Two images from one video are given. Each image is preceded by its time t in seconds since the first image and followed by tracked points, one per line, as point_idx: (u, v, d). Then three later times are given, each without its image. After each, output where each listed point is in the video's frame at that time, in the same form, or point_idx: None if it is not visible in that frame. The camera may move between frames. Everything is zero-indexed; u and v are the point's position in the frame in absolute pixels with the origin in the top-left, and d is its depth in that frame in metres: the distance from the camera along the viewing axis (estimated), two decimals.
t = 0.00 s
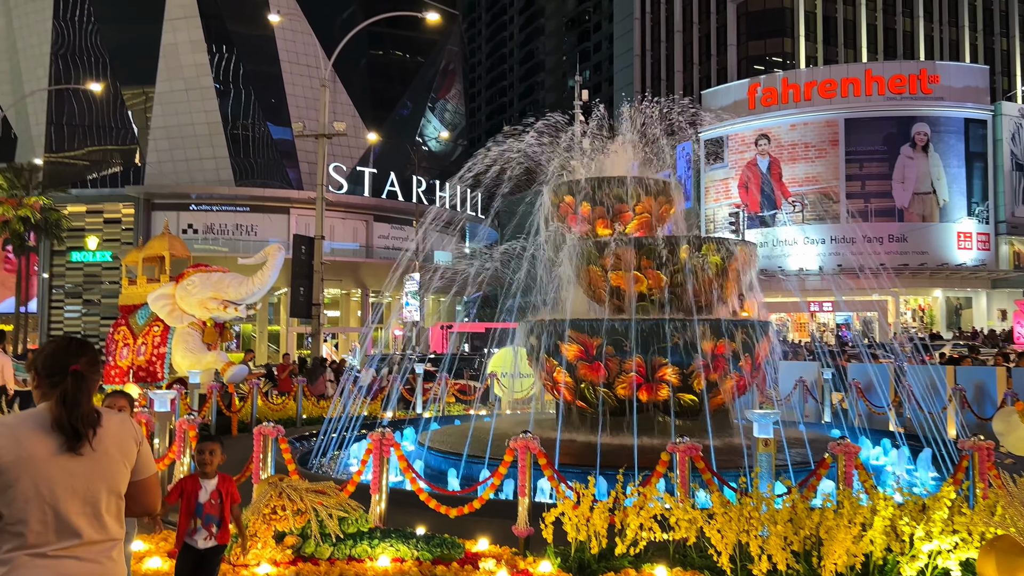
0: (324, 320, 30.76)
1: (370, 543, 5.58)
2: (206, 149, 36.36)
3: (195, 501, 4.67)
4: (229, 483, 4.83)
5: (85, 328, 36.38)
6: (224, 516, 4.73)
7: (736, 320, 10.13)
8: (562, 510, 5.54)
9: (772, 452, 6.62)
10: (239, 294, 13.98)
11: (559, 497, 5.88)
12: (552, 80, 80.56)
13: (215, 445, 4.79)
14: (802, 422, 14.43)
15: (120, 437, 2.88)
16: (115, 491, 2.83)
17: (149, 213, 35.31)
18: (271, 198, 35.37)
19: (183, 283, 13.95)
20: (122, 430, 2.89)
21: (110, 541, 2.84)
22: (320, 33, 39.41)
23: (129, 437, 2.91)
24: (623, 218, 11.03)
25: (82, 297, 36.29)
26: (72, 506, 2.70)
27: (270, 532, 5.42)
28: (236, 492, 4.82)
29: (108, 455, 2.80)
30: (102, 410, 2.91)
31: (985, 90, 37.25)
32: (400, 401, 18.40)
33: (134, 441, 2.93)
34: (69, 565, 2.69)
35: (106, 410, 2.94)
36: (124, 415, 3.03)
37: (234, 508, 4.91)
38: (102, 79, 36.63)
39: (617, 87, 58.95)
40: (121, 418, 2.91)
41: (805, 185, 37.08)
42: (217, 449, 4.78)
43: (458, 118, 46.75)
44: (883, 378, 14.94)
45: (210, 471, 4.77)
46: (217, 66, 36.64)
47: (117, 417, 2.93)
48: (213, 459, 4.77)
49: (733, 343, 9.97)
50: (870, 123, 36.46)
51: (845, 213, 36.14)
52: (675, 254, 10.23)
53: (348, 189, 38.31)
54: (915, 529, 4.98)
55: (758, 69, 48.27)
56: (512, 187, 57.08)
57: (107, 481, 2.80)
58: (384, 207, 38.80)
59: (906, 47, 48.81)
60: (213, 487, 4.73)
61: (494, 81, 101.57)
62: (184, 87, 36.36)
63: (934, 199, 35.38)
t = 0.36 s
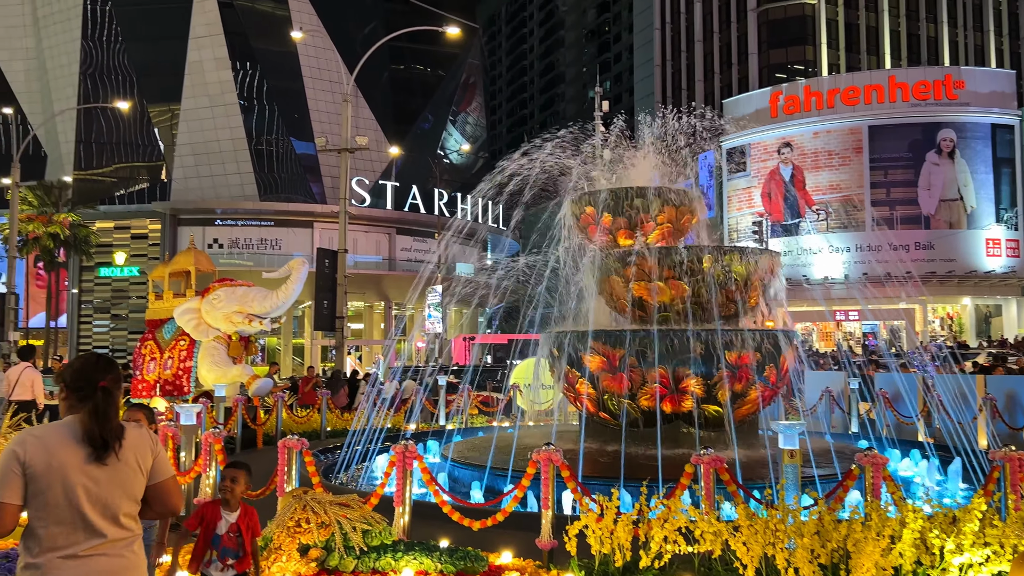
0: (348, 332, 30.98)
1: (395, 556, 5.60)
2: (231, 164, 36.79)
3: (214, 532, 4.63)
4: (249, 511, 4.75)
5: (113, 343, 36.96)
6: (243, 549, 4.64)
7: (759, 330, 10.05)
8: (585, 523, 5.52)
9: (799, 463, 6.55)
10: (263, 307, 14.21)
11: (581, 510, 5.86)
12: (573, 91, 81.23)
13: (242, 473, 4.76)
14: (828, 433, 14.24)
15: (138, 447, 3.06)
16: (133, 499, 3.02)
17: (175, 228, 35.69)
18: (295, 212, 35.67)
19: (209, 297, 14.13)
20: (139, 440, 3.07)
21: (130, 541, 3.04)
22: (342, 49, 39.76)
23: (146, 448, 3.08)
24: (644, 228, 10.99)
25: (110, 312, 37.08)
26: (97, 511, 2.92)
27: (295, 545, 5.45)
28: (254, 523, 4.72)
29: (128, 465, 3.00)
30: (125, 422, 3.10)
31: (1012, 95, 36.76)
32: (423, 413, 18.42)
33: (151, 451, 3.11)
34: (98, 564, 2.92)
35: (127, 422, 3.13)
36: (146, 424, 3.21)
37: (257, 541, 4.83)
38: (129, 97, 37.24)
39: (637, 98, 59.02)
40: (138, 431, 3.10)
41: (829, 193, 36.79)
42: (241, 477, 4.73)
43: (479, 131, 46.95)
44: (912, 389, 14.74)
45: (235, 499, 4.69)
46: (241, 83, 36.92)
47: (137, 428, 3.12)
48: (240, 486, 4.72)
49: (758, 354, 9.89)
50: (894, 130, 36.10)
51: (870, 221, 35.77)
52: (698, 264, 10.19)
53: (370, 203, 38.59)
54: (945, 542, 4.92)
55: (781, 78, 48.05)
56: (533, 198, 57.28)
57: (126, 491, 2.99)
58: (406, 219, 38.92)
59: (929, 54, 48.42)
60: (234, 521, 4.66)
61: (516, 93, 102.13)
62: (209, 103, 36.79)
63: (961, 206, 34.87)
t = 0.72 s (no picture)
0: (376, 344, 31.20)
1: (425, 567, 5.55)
2: (260, 178, 37.26)
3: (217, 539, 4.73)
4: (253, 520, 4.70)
5: (146, 355, 37.50)
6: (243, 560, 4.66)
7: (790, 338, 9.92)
8: (615, 534, 5.49)
9: (832, 473, 6.48)
10: (294, 319, 14.28)
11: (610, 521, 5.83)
12: (599, 101, 81.44)
13: (248, 477, 4.80)
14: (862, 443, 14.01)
15: (155, 454, 3.31)
16: (150, 503, 3.24)
17: (206, 242, 36.16)
18: (324, 225, 36.01)
19: (239, 310, 14.32)
20: (158, 449, 3.33)
21: (145, 544, 3.25)
22: (368, 62, 40.13)
23: (162, 455, 3.33)
24: (671, 237, 10.93)
25: (144, 324, 37.70)
26: (116, 513, 3.14)
27: (325, 556, 5.46)
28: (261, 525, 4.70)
29: (146, 470, 3.24)
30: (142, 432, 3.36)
31: None
32: (451, 423, 18.44)
33: (166, 458, 3.35)
34: (114, 564, 3.14)
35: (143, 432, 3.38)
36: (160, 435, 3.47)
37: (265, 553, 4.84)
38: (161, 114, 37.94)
39: (663, 107, 58.95)
40: (157, 439, 3.35)
41: (859, 200, 36.30)
42: (243, 483, 4.76)
43: (505, 142, 47.15)
44: (947, 398, 14.50)
45: (240, 505, 4.74)
46: (270, 97, 37.39)
47: (154, 438, 3.38)
48: (242, 493, 4.74)
49: (790, 362, 9.75)
50: (925, 135, 35.62)
51: (902, 227, 35.27)
52: (726, 273, 10.12)
53: (398, 214, 38.86)
54: (984, 553, 4.82)
55: (808, 84, 47.65)
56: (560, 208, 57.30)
57: (143, 494, 3.22)
58: (433, 231, 39.08)
59: (961, 57, 47.79)
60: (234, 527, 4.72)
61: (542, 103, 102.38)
62: (239, 118, 37.30)
63: (995, 211, 34.36)
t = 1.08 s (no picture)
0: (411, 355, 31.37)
1: None
2: (295, 192, 37.75)
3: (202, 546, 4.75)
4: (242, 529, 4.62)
5: (185, 367, 38.53)
6: None
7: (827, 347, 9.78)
8: (650, 546, 5.46)
9: (873, 484, 6.38)
10: (328, 331, 14.46)
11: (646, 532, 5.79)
12: (630, 109, 81.27)
13: (238, 490, 4.71)
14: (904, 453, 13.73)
15: (160, 463, 3.65)
16: (151, 509, 3.58)
17: (243, 255, 36.87)
18: (357, 237, 36.37)
19: (276, 322, 14.48)
20: (164, 459, 3.67)
21: (145, 548, 3.57)
22: (400, 76, 40.52)
23: (167, 466, 3.67)
24: (705, 245, 10.85)
25: (182, 337, 38.69)
26: (117, 515, 3.48)
27: (362, 566, 5.51)
28: (242, 556, 4.51)
29: (149, 479, 3.57)
30: (154, 443, 3.72)
31: None
32: (484, 434, 18.46)
33: (171, 468, 3.69)
34: (113, 563, 3.47)
35: (154, 443, 3.74)
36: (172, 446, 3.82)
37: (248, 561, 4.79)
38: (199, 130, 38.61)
39: (695, 115, 58.68)
40: (163, 450, 3.70)
41: (897, 206, 35.60)
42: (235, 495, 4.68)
43: (536, 152, 47.10)
44: (991, 407, 14.19)
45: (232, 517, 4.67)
46: (304, 112, 37.83)
47: (163, 449, 3.72)
48: (234, 505, 4.66)
49: (827, 372, 9.61)
50: (963, 138, 35.02)
51: (942, 233, 34.65)
52: (761, 281, 9.99)
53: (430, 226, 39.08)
54: None
55: (843, 89, 47.08)
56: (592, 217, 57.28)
57: (144, 501, 3.56)
58: (465, 241, 39.20)
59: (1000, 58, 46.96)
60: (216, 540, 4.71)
61: (572, 113, 102.21)
62: (274, 133, 37.82)
63: None
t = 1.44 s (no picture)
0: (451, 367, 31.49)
1: None
2: (337, 206, 38.22)
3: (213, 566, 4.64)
4: (245, 549, 4.53)
5: (230, 380, 39.48)
6: None
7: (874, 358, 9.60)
8: (695, 560, 5.40)
9: (926, 498, 6.23)
10: (370, 344, 14.57)
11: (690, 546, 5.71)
12: (668, 119, 80.99)
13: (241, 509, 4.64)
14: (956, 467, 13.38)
15: (195, 468, 3.73)
16: (185, 512, 3.66)
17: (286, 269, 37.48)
18: (397, 250, 36.73)
19: (319, 335, 14.65)
20: (199, 465, 3.76)
21: (184, 548, 3.65)
22: (439, 90, 40.83)
23: (201, 471, 3.75)
24: (747, 255, 10.73)
25: (227, 350, 39.61)
26: (153, 518, 3.58)
27: None
28: None
29: (184, 484, 3.66)
30: (191, 450, 3.82)
31: None
32: (525, 447, 18.44)
33: (206, 471, 3.78)
34: (155, 566, 3.55)
35: (192, 448, 3.84)
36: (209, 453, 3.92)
37: None
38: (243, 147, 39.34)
39: (734, 124, 58.32)
40: (198, 457, 3.79)
41: (945, 213, 34.85)
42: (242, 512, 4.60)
43: (574, 164, 46.95)
44: None
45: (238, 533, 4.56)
46: (345, 127, 38.32)
47: (200, 456, 3.81)
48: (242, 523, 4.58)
49: (874, 383, 9.42)
50: (1013, 143, 34.40)
51: (992, 240, 33.83)
52: (805, 291, 9.84)
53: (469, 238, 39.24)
54: None
55: (887, 95, 46.30)
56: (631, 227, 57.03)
57: (177, 505, 3.63)
58: (504, 253, 39.07)
59: None
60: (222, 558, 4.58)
61: (610, 124, 102.18)
62: (315, 148, 38.37)
63: None
